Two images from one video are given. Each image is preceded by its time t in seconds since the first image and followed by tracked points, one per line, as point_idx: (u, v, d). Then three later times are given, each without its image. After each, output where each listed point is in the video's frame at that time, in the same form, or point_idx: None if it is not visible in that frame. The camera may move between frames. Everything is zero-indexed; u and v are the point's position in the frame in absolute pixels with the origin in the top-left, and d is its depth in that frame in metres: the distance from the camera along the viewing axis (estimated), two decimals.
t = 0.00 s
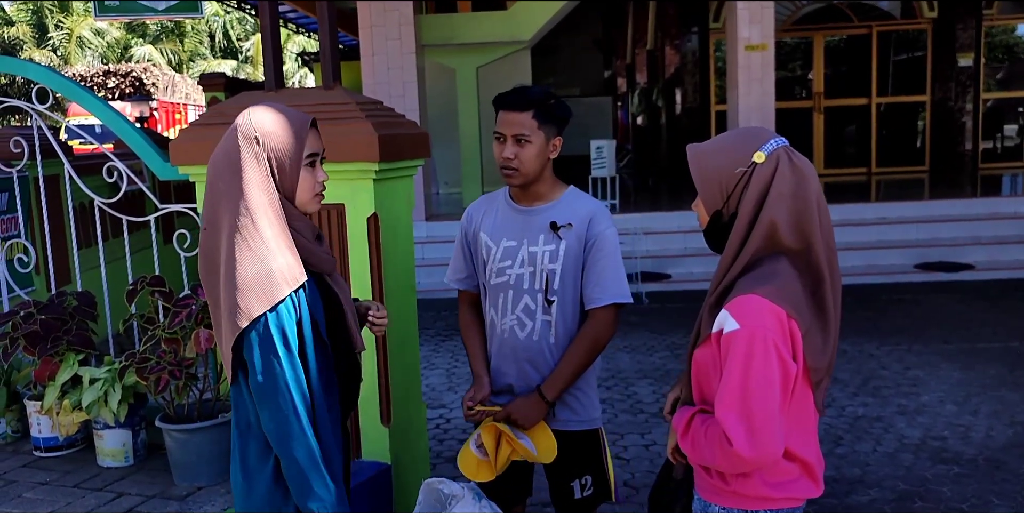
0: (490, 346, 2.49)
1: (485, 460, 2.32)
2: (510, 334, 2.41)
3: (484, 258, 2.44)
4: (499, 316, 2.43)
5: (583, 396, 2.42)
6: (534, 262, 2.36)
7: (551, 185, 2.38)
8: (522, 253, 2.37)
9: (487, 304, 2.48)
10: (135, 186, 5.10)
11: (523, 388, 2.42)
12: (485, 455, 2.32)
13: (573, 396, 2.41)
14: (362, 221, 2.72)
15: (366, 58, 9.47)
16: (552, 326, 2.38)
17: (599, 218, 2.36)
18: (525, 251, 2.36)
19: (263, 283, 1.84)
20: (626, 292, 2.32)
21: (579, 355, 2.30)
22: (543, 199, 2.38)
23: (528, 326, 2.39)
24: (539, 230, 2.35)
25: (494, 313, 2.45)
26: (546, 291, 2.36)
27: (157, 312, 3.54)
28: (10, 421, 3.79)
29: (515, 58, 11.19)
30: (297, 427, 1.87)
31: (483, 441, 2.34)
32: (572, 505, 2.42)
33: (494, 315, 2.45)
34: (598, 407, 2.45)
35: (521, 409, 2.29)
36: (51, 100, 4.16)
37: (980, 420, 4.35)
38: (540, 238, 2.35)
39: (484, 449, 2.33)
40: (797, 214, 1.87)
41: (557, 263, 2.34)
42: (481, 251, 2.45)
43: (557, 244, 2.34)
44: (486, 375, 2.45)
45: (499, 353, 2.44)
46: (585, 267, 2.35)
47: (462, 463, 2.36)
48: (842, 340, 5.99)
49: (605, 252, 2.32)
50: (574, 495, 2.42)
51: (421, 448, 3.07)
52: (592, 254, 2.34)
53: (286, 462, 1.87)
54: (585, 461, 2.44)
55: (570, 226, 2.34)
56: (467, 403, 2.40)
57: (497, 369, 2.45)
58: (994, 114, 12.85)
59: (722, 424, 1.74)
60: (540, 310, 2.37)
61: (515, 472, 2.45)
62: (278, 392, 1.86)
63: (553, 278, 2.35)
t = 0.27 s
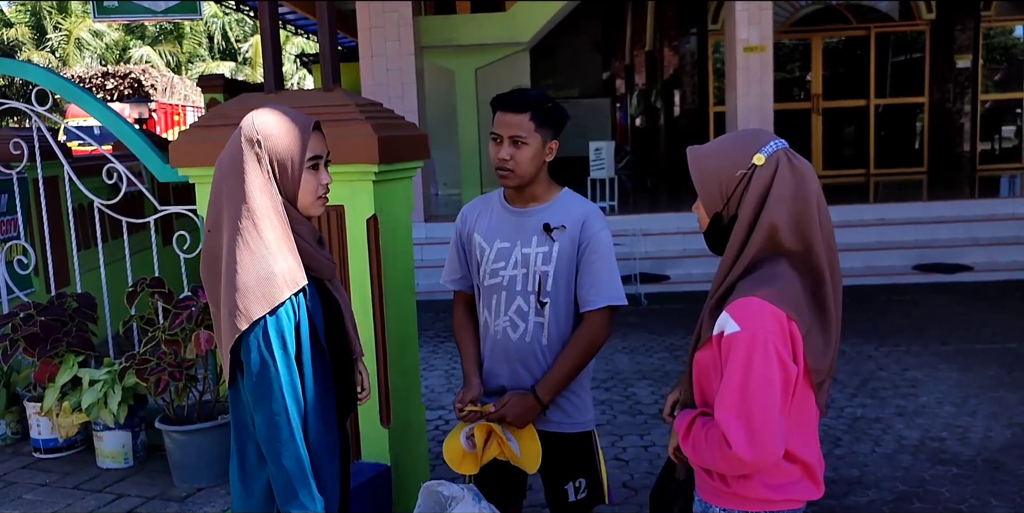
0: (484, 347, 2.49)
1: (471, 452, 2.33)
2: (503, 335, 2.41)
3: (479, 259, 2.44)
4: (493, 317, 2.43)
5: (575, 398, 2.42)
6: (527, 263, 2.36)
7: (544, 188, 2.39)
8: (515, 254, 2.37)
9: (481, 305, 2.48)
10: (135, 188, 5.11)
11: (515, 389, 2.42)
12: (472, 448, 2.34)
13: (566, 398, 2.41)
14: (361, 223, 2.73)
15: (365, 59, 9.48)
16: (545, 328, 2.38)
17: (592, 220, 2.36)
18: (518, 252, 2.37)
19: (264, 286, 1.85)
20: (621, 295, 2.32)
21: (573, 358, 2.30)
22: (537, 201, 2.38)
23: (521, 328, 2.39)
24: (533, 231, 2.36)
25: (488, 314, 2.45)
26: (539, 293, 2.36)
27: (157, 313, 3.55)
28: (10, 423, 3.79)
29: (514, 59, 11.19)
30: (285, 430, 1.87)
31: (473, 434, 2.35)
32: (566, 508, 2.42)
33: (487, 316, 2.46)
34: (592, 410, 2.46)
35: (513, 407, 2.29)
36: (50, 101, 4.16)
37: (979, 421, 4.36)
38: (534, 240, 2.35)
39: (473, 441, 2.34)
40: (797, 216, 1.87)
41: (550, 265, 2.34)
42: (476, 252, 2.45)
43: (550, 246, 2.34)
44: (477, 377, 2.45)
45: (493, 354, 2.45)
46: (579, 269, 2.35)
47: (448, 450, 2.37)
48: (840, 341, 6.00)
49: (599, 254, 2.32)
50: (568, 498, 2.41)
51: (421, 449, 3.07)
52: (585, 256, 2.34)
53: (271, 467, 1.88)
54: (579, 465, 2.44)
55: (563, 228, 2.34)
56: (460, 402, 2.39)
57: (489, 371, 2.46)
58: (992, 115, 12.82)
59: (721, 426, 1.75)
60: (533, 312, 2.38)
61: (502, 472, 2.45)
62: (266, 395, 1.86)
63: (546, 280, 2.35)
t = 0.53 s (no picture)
0: (478, 349, 2.49)
1: (466, 455, 2.32)
2: (497, 338, 2.42)
3: (473, 261, 2.45)
4: (486, 320, 2.44)
5: (570, 402, 2.42)
6: (521, 266, 2.36)
7: (539, 191, 2.40)
8: (508, 257, 2.38)
9: (475, 307, 2.49)
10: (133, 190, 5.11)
11: (508, 392, 2.42)
12: (466, 451, 2.32)
13: (560, 402, 2.41)
14: (359, 226, 2.73)
15: (364, 61, 9.49)
16: (537, 331, 2.39)
17: (586, 223, 2.37)
18: (512, 255, 2.37)
19: (264, 288, 1.85)
20: (615, 299, 2.33)
21: (567, 362, 2.31)
22: (532, 204, 2.39)
23: (514, 331, 2.39)
24: (526, 234, 2.36)
25: (481, 317, 2.46)
26: (532, 296, 2.37)
27: (156, 316, 3.55)
28: (8, 425, 3.80)
29: (512, 61, 11.20)
30: (295, 431, 1.88)
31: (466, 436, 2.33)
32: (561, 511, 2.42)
33: (481, 319, 2.46)
34: (585, 414, 2.46)
35: (507, 409, 2.29)
36: (49, 104, 4.16)
37: (976, 422, 4.37)
38: (527, 243, 2.36)
39: (466, 444, 2.32)
40: (794, 219, 1.88)
41: (543, 269, 2.35)
42: (470, 255, 2.46)
43: (544, 249, 2.34)
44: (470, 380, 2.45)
45: (486, 357, 2.45)
46: (573, 273, 2.36)
47: (443, 454, 2.36)
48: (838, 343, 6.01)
49: (593, 257, 2.33)
50: (563, 502, 2.42)
51: (421, 451, 3.07)
52: (580, 260, 2.34)
53: (284, 468, 1.88)
54: (574, 468, 2.45)
55: (557, 231, 2.35)
56: (453, 401, 2.38)
57: (483, 374, 2.46)
58: (990, 117, 12.81)
59: (718, 427, 1.75)
60: (526, 315, 2.38)
61: (498, 472, 2.45)
62: (279, 398, 1.86)
63: (540, 283, 2.35)
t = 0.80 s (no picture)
0: (475, 350, 2.49)
1: (474, 466, 2.31)
2: (495, 340, 2.41)
3: (471, 263, 2.44)
4: (485, 322, 2.43)
5: (569, 405, 2.42)
6: (519, 268, 2.36)
7: (538, 192, 2.40)
8: (507, 259, 2.37)
9: (473, 309, 2.48)
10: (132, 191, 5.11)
11: (505, 395, 2.42)
12: (473, 462, 2.31)
13: (559, 405, 2.41)
14: (358, 227, 2.73)
15: (362, 62, 9.48)
16: (536, 333, 2.38)
17: (586, 226, 2.37)
18: (510, 257, 2.37)
19: (266, 289, 1.84)
20: (614, 301, 2.33)
21: (565, 365, 2.30)
22: (530, 205, 2.39)
23: (512, 333, 2.39)
24: (525, 236, 2.36)
25: (479, 319, 2.45)
26: (530, 298, 2.37)
27: (154, 317, 3.55)
28: (7, 427, 3.79)
29: (510, 62, 11.20)
30: (300, 431, 1.88)
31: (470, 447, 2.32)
32: None
33: (479, 321, 2.45)
34: (583, 418, 2.46)
35: (503, 418, 2.29)
36: (47, 106, 4.15)
37: (975, 422, 4.37)
38: (526, 244, 2.36)
39: (471, 454, 2.31)
40: (791, 220, 1.87)
41: (542, 271, 2.35)
42: (468, 257, 2.45)
43: (543, 251, 2.34)
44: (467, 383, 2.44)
45: (484, 358, 2.45)
46: (572, 275, 2.36)
47: (451, 471, 2.35)
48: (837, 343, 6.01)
49: (593, 259, 2.33)
50: (561, 506, 2.43)
51: (419, 452, 3.07)
52: (579, 261, 2.34)
53: (290, 467, 1.88)
54: (573, 472, 2.45)
55: (557, 233, 2.35)
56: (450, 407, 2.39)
57: (480, 378, 2.46)
58: (988, 116, 12.82)
59: (715, 428, 1.75)
60: (524, 318, 2.38)
61: (499, 479, 2.45)
62: (282, 399, 1.87)
63: (538, 285, 2.35)
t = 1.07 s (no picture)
0: (474, 351, 2.49)
1: (474, 462, 2.28)
2: (494, 341, 2.41)
3: (470, 264, 2.44)
4: (484, 323, 2.43)
5: (569, 405, 2.42)
6: (519, 269, 2.36)
7: (537, 192, 2.39)
8: (506, 259, 2.37)
9: (472, 310, 2.48)
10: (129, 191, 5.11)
11: (505, 395, 2.42)
12: (474, 459, 2.28)
13: (559, 405, 2.41)
14: (356, 227, 2.73)
15: (359, 62, 9.47)
16: (536, 333, 2.38)
17: (586, 226, 2.37)
18: (510, 257, 2.37)
19: (272, 290, 1.85)
20: (616, 301, 2.33)
21: (566, 365, 2.31)
22: (529, 205, 2.38)
23: (512, 334, 2.39)
24: (525, 236, 2.36)
25: (478, 320, 2.45)
26: (530, 299, 2.36)
27: (152, 317, 3.54)
28: (5, 428, 3.78)
29: (507, 61, 11.18)
30: (292, 434, 1.88)
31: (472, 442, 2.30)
32: None
33: (478, 322, 2.45)
34: (582, 418, 2.46)
35: (507, 413, 2.29)
36: (44, 106, 4.14)
37: (973, 420, 4.37)
38: (526, 245, 2.36)
39: (472, 450, 2.29)
40: (786, 219, 1.87)
41: (542, 271, 2.34)
42: (467, 256, 2.45)
43: (543, 251, 2.34)
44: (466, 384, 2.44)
45: (483, 359, 2.44)
46: (572, 275, 2.36)
47: (451, 466, 2.32)
48: (836, 341, 6.01)
49: (593, 259, 2.33)
50: (561, 506, 2.43)
51: (417, 452, 3.06)
52: (580, 261, 2.34)
53: (280, 470, 1.89)
54: (571, 473, 2.45)
55: (557, 233, 2.35)
56: (449, 408, 2.41)
57: (479, 378, 2.45)
58: (985, 115, 12.87)
59: (711, 427, 1.75)
60: (524, 318, 2.38)
61: (499, 478, 2.44)
62: (276, 401, 1.86)
63: (538, 285, 2.35)
